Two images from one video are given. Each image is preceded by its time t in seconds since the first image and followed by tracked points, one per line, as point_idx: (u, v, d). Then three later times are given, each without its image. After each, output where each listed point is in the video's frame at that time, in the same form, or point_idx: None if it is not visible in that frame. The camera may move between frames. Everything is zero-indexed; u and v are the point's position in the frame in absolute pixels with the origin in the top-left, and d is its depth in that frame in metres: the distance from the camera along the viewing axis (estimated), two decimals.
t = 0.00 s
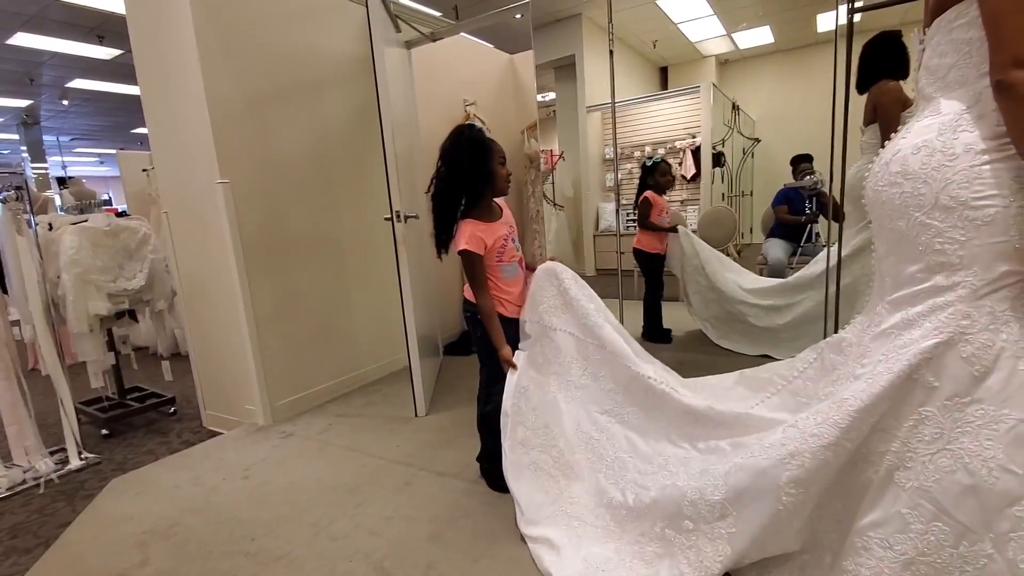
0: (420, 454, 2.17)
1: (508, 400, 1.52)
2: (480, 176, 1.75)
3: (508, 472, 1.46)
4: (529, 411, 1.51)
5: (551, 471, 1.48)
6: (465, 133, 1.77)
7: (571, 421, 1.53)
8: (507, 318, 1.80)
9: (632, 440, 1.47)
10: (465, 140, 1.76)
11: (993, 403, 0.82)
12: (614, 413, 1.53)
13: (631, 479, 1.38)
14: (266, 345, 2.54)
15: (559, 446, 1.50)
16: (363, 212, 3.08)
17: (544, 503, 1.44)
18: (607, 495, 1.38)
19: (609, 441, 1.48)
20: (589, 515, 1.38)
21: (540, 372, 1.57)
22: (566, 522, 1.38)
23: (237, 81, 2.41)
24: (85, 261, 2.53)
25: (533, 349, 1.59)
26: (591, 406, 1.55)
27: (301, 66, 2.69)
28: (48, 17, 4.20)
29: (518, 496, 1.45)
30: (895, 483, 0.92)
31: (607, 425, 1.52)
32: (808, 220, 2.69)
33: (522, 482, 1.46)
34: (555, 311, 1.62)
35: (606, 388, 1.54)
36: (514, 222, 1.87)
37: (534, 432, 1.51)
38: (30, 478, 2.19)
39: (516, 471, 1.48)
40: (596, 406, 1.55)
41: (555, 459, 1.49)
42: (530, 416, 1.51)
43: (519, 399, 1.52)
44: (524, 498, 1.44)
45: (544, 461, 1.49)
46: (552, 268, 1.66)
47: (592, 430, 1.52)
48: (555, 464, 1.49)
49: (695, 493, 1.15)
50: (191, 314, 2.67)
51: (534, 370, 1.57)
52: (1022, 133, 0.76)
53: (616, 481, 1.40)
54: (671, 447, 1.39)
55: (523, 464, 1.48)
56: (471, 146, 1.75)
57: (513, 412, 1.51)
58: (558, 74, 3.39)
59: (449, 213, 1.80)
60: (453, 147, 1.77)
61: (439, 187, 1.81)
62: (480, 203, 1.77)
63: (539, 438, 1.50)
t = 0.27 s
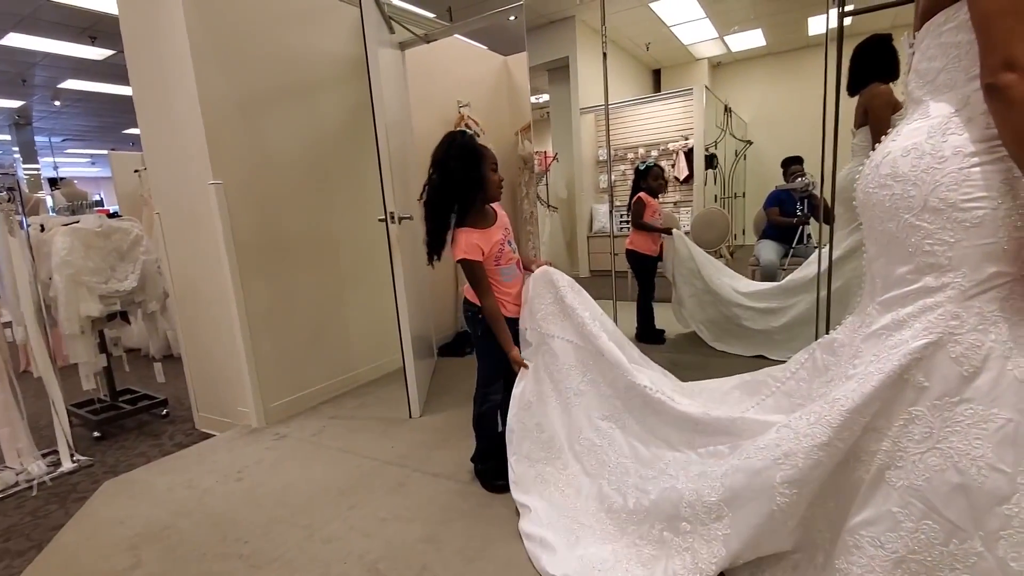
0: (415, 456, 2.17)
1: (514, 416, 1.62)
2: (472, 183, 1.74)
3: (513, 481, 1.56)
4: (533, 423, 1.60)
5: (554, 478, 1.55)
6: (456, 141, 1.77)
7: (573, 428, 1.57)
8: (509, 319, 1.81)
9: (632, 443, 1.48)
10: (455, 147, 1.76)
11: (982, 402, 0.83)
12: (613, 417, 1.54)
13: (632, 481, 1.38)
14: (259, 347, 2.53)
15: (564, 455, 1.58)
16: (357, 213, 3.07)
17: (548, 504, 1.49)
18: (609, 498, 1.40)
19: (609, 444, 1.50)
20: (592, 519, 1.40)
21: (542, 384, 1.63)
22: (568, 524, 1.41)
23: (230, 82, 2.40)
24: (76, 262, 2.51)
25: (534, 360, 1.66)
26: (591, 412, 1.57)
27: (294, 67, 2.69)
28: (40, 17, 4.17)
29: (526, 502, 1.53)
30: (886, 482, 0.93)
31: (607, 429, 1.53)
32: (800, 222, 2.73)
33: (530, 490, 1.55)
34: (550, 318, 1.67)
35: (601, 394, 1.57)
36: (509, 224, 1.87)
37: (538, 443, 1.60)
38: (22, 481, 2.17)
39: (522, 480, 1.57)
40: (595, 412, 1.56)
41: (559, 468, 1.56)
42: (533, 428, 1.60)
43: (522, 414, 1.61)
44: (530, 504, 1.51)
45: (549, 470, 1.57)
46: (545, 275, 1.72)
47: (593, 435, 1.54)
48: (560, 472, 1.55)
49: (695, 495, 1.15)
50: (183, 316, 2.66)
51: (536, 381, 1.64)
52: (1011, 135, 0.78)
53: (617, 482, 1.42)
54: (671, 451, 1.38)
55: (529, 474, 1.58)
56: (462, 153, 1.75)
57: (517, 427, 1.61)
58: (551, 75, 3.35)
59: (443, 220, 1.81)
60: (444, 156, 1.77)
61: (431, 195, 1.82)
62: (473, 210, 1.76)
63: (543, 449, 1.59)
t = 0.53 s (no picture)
0: (404, 458, 2.16)
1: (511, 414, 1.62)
2: (465, 186, 1.75)
3: (508, 479, 1.56)
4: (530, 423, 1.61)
5: (548, 479, 1.55)
6: (447, 144, 1.76)
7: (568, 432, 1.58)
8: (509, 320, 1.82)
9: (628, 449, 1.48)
10: (446, 150, 1.76)
11: (965, 401, 0.85)
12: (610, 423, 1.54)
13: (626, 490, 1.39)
14: (246, 349, 2.50)
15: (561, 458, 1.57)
16: (346, 214, 3.06)
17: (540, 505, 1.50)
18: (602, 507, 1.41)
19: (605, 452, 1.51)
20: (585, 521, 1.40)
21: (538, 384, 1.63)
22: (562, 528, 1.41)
23: (217, 81, 2.38)
24: (60, 264, 2.47)
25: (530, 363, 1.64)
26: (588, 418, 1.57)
27: (282, 67, 2.67)
28: (24, 16, 4.10)
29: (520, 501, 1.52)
30: (872, 481, 0.95)
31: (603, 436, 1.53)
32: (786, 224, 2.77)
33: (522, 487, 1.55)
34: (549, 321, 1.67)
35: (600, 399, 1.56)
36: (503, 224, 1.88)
37: (535, 444, 1.60)
38: (3, 486, 2.12)
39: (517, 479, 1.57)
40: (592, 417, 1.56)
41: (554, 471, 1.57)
42: (529, 427, 1.61)
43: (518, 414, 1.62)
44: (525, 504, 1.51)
45: (543, 471, 1.57)
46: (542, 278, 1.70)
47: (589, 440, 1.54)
48: (555, 475, 1.56)
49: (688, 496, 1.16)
50: (169, 318, 2.62)
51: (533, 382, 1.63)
52: (997, 139, 0.80)
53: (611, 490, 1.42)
54: (667, 456, 1.39)
55: (523, 471, 1.58)
56: (454, 156, 1.75)
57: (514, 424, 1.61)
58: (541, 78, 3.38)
59: (438, 223, 1.81)
60: (436, 159, 1.77)
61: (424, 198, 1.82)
62: (467, 212, 1.77)
63: (538, 450, 1.59)
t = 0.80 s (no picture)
0: (382, 462, 2.14)
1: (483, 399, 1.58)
2: (453, 184, 1.76)
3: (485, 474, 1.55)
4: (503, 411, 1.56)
5: (524, 471, 1.55)
6: (437, 140, 1.76)
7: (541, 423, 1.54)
8: (485, 323, 1.81)
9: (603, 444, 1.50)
10: (434, 146, 1.75)
11: (930, 399, 0.89)
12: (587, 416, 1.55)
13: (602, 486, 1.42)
14: (219, 353, 2.45)
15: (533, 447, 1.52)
16: (322, 216, 3.02)
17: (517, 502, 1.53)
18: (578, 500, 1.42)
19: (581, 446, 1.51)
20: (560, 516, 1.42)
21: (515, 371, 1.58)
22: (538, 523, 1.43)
23: (188, 79, 2.33)
24: (23, 266, 2.38)
25: (501, 344, 1.57)
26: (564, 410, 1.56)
27: (256, 66, 2.63)
28: None
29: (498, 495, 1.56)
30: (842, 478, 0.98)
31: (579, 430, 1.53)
32: (757, 228, 2.82)
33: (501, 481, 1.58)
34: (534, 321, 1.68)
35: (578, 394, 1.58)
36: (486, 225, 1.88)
37: (508, 432, 1.58)
38: None
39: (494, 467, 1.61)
40: (568, 411, 1.56)
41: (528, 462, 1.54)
42: (502, 415, 1.58)
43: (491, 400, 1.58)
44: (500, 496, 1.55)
45: (518, 462, 1.56)
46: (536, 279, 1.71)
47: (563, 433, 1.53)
48: (530, 466, 1.54)
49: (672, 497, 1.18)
50: (138, 322, 2.55)
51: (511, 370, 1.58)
52: (962, 148, 0.84)
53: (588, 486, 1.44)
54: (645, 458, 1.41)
55: (501, 464, 1.60)
56: (444, 153, 1.75)
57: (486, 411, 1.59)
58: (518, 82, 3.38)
59: (421, 220, 1.79)
60: (422, 154, 1.76)
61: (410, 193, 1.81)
62: (451, 209, 1.78)
63: (513, 440, 1.57)
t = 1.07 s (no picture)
0: (357, 468, 2.12)
1: (436, 331, 1.43)
2: (432, 183, 1.75)
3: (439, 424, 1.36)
4: (457, 345, 1.41)
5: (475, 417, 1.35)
6: (422, 139, 1.77)
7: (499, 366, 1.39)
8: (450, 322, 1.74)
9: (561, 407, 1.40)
10: (419, 146, 1.76)
11: (888, 396, 0.94)
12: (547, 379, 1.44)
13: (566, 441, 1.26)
14: (186, 359, 2.39)
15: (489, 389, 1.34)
16: (294, 219, 2.97)
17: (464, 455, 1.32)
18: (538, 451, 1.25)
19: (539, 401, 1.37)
20: (516, 473, 1.25)
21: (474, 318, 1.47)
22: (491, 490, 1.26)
23: (154, 78, 2.27)
24: None
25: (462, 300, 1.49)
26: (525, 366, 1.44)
27: (226, 66, 2.58)
28: None
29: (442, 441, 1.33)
30: (807, 474, 1.01)
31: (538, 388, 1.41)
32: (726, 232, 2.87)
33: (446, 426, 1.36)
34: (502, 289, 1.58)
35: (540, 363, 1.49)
36: (463, 229, 1.88)
37: (460, 369, 1.39)
38: None
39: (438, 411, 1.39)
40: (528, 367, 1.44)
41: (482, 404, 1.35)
42: (459, 361, 1.40)
43: (444, 334, 1.43)
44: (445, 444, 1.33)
45: (469, 405, 1.37)
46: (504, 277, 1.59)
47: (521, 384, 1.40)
48: (484, 410, 1.34)
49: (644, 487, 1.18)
50: (101, 327, 2.47)
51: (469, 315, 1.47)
52: (915, 157, 0.89)
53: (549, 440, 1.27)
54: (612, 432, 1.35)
55: (451, 405, 1.39)
56: (428, 154, 1.76)
57: (437, 346, 1.43)
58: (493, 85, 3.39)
59: (399, 215, 1.79)
60: (406, 152, 1.77)
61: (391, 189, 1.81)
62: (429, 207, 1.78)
63: (467, 378, 1.38)
